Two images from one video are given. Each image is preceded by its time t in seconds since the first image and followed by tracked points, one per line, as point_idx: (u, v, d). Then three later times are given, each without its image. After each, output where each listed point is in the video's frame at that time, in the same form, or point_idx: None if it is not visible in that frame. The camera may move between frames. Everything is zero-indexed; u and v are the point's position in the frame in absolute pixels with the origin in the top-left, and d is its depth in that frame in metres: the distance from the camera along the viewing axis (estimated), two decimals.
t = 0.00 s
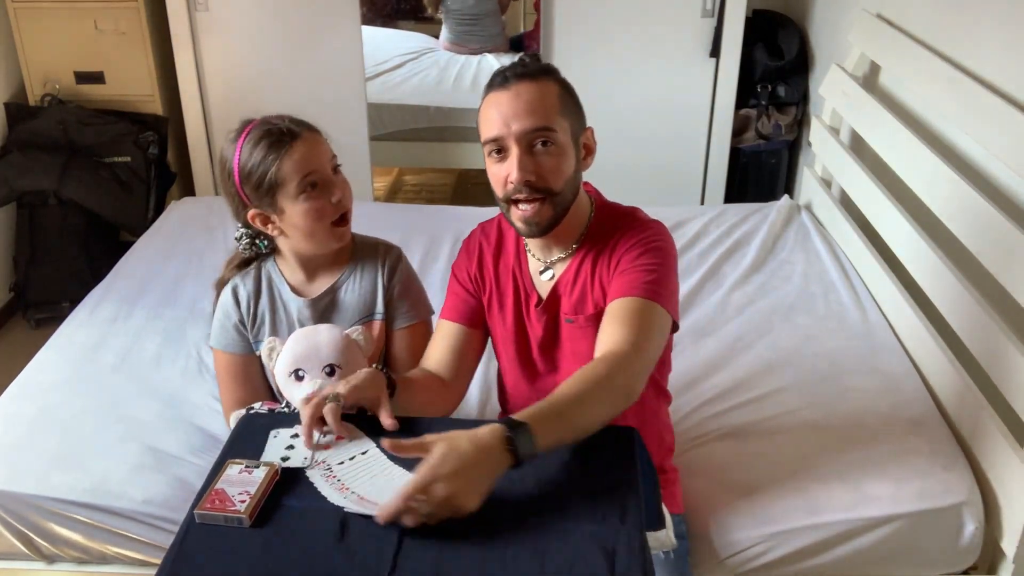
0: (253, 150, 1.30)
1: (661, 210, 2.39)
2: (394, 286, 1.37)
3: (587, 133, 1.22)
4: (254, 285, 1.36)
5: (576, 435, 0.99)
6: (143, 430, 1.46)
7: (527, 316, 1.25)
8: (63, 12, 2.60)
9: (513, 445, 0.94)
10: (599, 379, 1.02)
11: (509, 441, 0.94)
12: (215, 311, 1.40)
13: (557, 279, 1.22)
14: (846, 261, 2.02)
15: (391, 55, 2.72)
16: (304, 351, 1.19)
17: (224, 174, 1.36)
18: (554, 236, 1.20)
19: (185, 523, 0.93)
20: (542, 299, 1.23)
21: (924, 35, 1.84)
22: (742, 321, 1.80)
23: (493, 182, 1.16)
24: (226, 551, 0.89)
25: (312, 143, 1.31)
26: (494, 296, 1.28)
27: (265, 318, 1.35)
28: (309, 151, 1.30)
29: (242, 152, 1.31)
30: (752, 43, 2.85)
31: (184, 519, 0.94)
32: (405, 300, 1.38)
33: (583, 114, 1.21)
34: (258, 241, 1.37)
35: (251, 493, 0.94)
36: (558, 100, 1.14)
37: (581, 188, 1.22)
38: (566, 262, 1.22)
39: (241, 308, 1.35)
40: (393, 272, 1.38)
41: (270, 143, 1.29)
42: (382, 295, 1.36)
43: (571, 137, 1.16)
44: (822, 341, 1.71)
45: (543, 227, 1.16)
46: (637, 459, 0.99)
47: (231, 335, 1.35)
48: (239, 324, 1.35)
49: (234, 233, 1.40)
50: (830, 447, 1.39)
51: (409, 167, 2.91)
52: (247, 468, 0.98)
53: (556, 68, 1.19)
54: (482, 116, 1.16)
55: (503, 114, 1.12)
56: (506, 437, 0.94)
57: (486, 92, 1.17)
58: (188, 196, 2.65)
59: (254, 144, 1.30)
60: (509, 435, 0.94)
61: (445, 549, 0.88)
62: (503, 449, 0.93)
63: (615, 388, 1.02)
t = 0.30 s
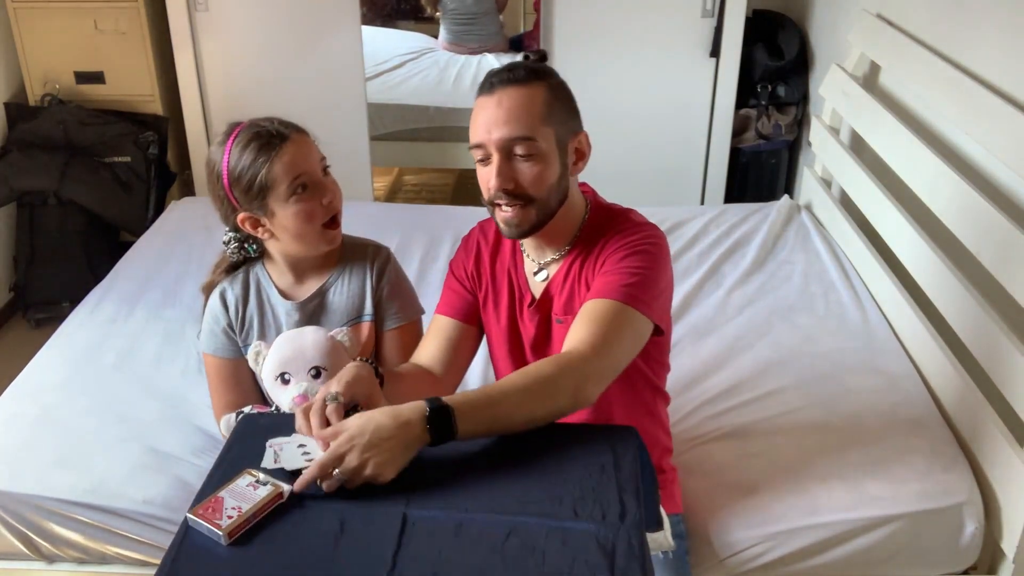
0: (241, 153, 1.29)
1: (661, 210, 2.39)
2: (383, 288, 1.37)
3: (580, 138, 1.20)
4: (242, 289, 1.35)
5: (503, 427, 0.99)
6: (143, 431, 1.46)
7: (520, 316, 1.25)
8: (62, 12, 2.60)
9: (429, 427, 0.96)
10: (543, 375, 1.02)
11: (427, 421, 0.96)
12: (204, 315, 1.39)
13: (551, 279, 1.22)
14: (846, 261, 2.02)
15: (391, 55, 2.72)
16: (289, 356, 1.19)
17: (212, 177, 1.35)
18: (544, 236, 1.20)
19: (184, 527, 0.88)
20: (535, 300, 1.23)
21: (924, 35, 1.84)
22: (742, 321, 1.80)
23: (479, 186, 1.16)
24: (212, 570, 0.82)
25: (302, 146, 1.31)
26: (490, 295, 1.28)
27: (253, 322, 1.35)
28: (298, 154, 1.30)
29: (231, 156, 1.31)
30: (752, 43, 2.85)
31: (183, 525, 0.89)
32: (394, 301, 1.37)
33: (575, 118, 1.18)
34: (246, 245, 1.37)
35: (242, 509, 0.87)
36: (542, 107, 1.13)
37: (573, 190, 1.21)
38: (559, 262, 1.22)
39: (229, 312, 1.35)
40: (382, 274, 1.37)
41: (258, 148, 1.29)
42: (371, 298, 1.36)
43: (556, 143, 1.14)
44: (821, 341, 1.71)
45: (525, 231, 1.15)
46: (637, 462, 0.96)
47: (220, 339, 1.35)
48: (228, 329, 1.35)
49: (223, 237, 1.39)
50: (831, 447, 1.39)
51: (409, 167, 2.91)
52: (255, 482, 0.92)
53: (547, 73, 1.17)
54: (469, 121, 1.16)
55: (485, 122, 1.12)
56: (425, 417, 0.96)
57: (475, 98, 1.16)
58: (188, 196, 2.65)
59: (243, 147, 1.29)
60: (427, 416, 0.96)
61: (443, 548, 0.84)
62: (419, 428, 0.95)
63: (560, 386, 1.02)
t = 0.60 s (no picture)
0: (235, 155, 1.29)
1: (661, 210, 2.39)
2: (377, 289, 1.37)
3: (580, 139, 1.19)
4: (236, 292, 1.35)
5: (495, 420, 1.01)
6: (143, 431, 1.46)
7: (521, 315, 1.25)
8: (62, 12, 2.60)
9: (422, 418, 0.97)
10: (535, 374, 1.03)
11: (420, 413, 0.97)
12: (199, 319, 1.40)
13: (551, 278, 1.23)
14: (846, 261, 2.02)
15: (390, 55, 2.72)
16: (283, 360, 1.21)
17: (205, 180, 1.34)
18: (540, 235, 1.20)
19: (184, 528, 0.89)
20: (536, 299, 1.23)
21: (923, 35, 1.84)
22: (741, 321, 1.80)
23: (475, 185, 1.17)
24: (212, 570, 0.82)
25: (295, 147, 1.31)
26: (491, 293, 1.28)
27: (247, 326, 1.35)
28: (293, 156, 1.30)
29: (224, 157, 1.30)
30: (752, 43, 2.85)
31: (183, 527, 0.89)
32: (389, 302, 1.37)
33: (575, 120, 1.18)
34: (240, 248, 1.36)
35: (242, 510, 0.87)
36: (538, 107, 1.12)
37: (570, 192, 1.21)
38: (560, 262, 1.22)
39: (224, 316, 1.35)
40: (376, 275, 1.37)
41: (254, 148, 1.28)
42: (365, 299, 1.36)
43: (553, 145, 1.14)
44: (821, 341, 1.71)
45: (519, 230, 1.15)
46: (637, 461, 0.96)
47: (216, 343, 1.35)
48: (223, 333, 1.35)
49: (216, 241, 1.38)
50: (831, 447, 1.39)
51: (409, 167, 2.91)
52: (254, 482, 0.92)
53: (547, 75, 1.17)
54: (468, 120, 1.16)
55: (481, 122, 1.12)
56: (417, 410, 0.97)
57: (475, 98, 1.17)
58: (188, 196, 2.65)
59: (236, 150, 1.29)
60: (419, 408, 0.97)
61: (443, 548, 0.84)
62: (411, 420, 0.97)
63: (551, 386, 1.03)
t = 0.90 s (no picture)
0: (231, 155, 1.29)
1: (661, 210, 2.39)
2: (374, 291, 1.37)
3: (568, 148, 1.15)
4: (233, 294, 1.35)
5: (501, 421, 1.01)
6: (143, 431, 1.46)
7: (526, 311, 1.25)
8: (62, 12, 2.60)
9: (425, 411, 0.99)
10: (545, 378, 1.04)
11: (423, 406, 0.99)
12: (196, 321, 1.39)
13: (557, 276, 1.23)
14: (846, 261, 2.02)
15: (390, 55, 2.72)
16: (281, 361, 1.23)
17: (202, 181, 1.34)
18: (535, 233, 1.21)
19: (184, 528, 0.88)
20: (541, 295, 1.24)
21: (923, 35, 1.84)
22: (741, 321, 1.80)
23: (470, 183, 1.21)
24: (213, 570, 0.82)
25: (293, 149, 1.31)
26: (497, 290, 1.29)
27: (245, 328, 1.35)
28: (292, 158, 1.30)
29: (221, 159, 1.30)
30: (752, 43, 2.85)
31: (183, 527, 0.89)
32: (387, 303, 1.37)
33: (567, 126, 1.15)
34: (238, 250, 1.36)
35: (243, 510, 0.87)
36: (515, 113, 1.13)
37: (566, 197, 1.18)
38: (566, 260, 1.22)
39: (221, 318, 1.35)
40: (373, 276, 1.37)
41: (252, 150, 1.28)
42: (363, 300, 1.36)
43: (533, 150, 1.14)
44: (822, 341, 1.71)
45: (501, 230, 1.18)
46: (637, 461, 0.96)
47: (212, 345, 1.35)
48: (220, 335, 1.35)
49: (213, 243, 1.38)
50: (831, 448, 1.39)
51: (409, 167, 2.90)
52: (254, 482, 0.91)
53: (541, 78, 1.16)
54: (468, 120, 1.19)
55: (470, 124, 1.16)
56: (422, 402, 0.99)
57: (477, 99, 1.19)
58: (188, 196, 2.65)
59: (234, 152, 1.29)
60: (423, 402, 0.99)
61: (444, 548, 0.84)
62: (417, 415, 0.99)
63: (562, 389, 1.03)
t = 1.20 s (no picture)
0: (230, 156, 1.29)
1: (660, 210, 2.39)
2: (373, 291, 1.37)
3: (562, 152, 1.13)
4: (232, 296, 1.35)
5: (529, 420, 1.02)
6: (144, 431, 1.46)
7: (535, 310, 1.25)
8: (62, 12, 2.60)
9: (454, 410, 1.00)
10: (572, 379, 1.04)
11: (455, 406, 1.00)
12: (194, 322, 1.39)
13: (567, 275, 1.23)
14: (846, 261, 2.02)
15: (390, 55, 2.72)
16: (280, 363, 1.23)
17: (201, 183, 1.34)
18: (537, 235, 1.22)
19: (184, 528, 0.88)
20: (551, 295, 1.23)
21: (923, 36, 1.84)
22: (741, 321, 1.80)
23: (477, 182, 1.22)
24: (213, 571, 0.82)
25: (293, 150, 1.31)
26: (507, 289, 1.29)
27: (243, 329, 1.35)
28: (292, 158, 1.30)
29: (220, 160, 1.30)
30: (752, 43, 2.85)
31: (183, 527, 0.89)
32: (385, 303, 1.37)
33: (563, 130, 1.14)
34: (236, 251, 1.35)
35: (243, 509, 0.87)
36: (509, 118, 1.13)
37: (565, 201, 1.18)
38: (576, 260, 1.22)
39: (219, 319, 1.35)
40: (371, 277, 1.37)
41: (252, 151, 1.28)
42: (361, 301, 1.36)
43: (529, 155, 1.14)
44: (822, 341, 1.71)
45: (503, 231, 1.20)
46: (637, 461, 0.96)
47: (212, 346, 1.34)
48: (219, 336, 1.35)
49: (211, 244, 1.38)
50: (831, 448, 1.39)
51: (409, 167, 2.91)
52: (254, 482, 0.91)
53: (540, 82, 1.15)
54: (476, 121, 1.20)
55: (473, 127, 1.17)
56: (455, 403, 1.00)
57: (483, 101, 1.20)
58: (188, 196, 2.65)
59: (234, 153, 1.29)
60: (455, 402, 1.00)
61: (444, 548, 0.84)
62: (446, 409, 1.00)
63: (589, 389, 1.04)
